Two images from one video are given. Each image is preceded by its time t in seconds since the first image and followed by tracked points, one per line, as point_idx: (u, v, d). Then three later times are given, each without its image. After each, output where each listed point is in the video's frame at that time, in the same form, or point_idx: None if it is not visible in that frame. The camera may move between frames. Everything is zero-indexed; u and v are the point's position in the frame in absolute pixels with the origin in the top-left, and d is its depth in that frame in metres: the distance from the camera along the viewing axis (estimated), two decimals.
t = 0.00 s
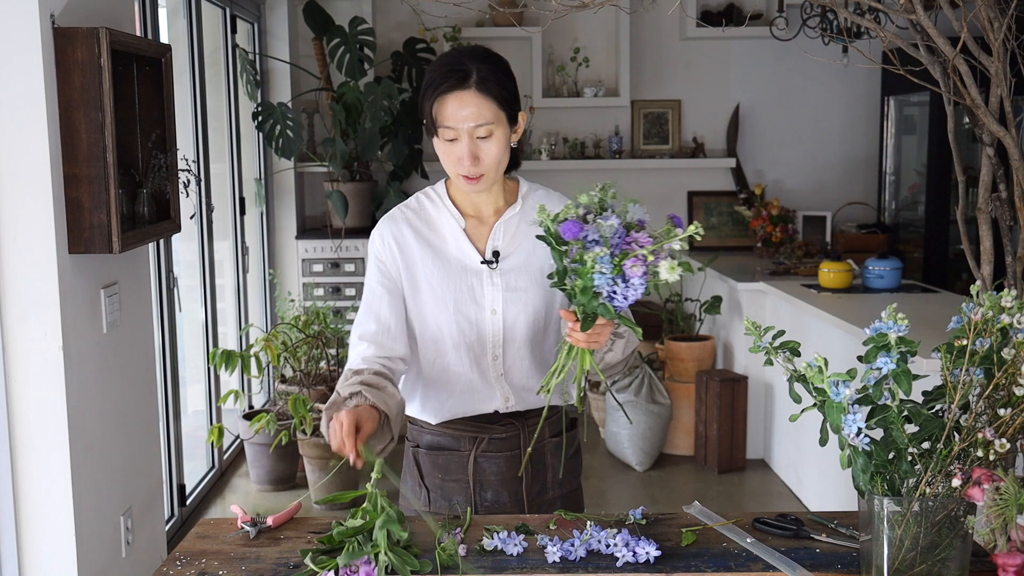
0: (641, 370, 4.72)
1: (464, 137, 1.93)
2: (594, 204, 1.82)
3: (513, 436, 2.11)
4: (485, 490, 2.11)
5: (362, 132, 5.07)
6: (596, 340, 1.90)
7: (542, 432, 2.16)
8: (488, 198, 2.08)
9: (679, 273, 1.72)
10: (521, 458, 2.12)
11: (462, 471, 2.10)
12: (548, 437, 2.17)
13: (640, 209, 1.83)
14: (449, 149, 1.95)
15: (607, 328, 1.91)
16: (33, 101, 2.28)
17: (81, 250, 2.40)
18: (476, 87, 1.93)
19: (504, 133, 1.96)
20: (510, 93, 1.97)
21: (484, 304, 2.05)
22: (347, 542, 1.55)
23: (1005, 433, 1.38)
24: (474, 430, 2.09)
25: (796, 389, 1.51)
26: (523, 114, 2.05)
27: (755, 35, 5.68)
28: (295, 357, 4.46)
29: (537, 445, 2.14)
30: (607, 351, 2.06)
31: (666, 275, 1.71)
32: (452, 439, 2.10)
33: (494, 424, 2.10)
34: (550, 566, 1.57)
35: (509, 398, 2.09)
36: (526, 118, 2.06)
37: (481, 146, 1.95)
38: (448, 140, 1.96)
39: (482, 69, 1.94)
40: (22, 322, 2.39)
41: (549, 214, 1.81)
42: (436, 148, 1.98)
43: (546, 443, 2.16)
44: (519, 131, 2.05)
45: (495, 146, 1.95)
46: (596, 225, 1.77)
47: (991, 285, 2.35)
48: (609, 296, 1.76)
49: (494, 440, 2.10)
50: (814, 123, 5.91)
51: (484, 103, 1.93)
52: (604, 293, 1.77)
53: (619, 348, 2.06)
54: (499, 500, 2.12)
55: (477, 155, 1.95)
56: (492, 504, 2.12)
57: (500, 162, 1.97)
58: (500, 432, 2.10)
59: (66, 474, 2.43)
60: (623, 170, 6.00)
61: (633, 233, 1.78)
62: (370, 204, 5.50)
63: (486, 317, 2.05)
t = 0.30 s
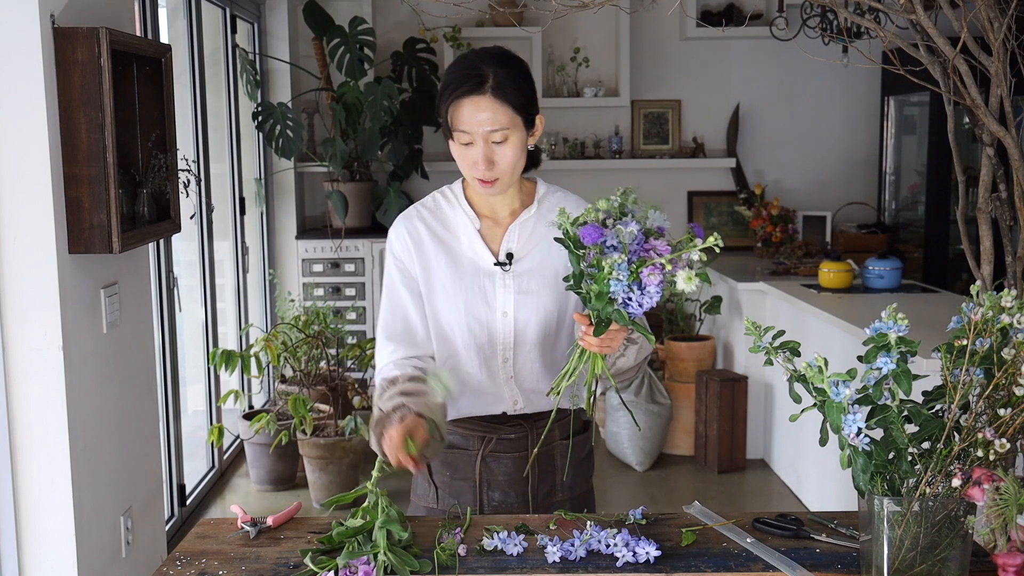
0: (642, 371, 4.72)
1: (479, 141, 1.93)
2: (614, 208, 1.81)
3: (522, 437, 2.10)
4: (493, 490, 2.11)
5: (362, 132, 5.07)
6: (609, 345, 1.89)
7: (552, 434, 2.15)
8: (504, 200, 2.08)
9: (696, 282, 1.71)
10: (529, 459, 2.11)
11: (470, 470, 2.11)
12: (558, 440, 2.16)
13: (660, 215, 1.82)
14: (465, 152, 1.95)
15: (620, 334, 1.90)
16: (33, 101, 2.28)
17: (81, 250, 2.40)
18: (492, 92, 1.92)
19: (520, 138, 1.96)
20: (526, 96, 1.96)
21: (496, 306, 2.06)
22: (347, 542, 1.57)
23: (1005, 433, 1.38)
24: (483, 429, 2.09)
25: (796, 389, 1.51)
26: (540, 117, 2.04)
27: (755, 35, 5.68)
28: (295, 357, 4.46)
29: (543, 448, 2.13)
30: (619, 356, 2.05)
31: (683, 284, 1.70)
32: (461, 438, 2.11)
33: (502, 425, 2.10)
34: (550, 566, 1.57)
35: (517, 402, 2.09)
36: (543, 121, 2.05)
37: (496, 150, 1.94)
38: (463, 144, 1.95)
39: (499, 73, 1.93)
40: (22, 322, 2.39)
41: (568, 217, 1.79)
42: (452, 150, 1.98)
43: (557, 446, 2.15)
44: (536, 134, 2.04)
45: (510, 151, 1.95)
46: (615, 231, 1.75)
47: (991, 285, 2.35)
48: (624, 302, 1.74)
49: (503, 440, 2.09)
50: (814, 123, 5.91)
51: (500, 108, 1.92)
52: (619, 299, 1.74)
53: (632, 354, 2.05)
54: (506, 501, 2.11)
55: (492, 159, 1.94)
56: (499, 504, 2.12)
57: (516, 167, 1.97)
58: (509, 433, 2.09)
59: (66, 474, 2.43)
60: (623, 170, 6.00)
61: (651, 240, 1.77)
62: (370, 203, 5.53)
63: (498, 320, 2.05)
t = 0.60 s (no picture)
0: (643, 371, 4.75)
1: (496, 142, 1.93)
2: (627, 218, 1.82)
3: (533, 438, 2.12)
4: (504, 489, 2.13)
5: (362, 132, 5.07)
6: (618, 353, 1.90)
7: (565, 435, 2.15)
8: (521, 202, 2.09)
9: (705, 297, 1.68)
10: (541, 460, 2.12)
11: (482, 470, 2.13)
12: (571, 441, 2.16)
13: (674, 225, 1.83)
14: (482, 152, 1.95)
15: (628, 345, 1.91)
16: (33, 101, 2.28)
17: (81, 250, 2.40)
18: (511, 93, 1.92)
19: (538, 139, 1.95)
20: (545, 98, 1.96)
21: (512, 308, 2.06)
22: (347, 543, 1.56)
23: (1005, 433, 1.38)
24: (495, 430, 2.11)
25: (796, 389, 1.51)
26: (559, 119, 2.04)
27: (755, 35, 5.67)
28: (295, 357, 4.46)
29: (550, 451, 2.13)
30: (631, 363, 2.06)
31: (692, 299, 1.67)
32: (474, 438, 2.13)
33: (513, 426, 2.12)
34: (550, 566, 1.57)
35: (531, 404, 2.11)
36: (562, 124, 2.05)
37: (514, 151, 1.94)
38: (481, 144, 1.95)
39: (518, 75, 1.93)
40: (21, 322, 2.39)
41: (579, 227, 1.79)
42: (470, 152, 1.98)
43: (569, 447, 2.15)
44: (555, 137, 2.04)
45: (528, 152, 1.94)
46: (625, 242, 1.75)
47: (991, 285, 2.35)
48: (632, 313, 1.73)
49: (514, 441, 2.11)
50: (814, 123, 5.92)
51: (518, 109, 1.92)
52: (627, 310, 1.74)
53: (643, 360, 2.05)
54: (517, 501, 2.13)
55: (509, 160, 1.94)
56: (510, 504, 2.14)
57: (533, 168, 1.96)
58: (521, 433, 2.11)
59: (66, 473, 2.43)
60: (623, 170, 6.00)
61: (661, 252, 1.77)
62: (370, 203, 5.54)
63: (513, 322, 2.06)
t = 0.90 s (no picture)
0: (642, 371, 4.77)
1: (512, 141, 1.93)
2: (641, 220, 1.81)
3: (542, 439, 2.12)
4: (512, 490, 2.12)
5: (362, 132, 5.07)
6: (631, 355, 1.91)
7: (574, 437, 2.15)
8: (535, 202, 2.09)
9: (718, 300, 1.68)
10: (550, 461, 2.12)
11: (490, 469, 2.12)
12: (580, 443, 2.15)
13: (687, 227, 1.82)
14: (498, 152, 1.95)
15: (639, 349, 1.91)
16: (33, 101, 2.28)
17: (81, 250, 2.40)
18: (528, 93, 1.92)
19: (554, 140, 1.95)
20: (561, 98, 1.96)
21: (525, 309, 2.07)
22: (347, 543, 1.56)
23: (1005, 433, 1.38)
24: (501, 430, 2.11)
25: (796, 389, 1.51)
26: (576, 120, 2.04)
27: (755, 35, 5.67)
28: (295, 357, 4.45)
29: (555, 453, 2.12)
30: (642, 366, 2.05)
31: (705, 302, 1.67)
32: (483, 438, 2.12)
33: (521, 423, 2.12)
34: (550, 566, 1.57)
35: (540, 405, 2.12)
36: (578, 125, 2.05)
37: (529, 150, 1.94)
38: (497, 144, 1.96)
39: (535, 75, 1.93)
40: (22, 322, 2.39)
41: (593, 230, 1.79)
42: (486, 151, 1.98)
43: (578, 449, 2.15)
44: (571, 137, 2.04)
45: (543, 152, 1.94)
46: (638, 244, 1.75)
47: (991, 285, 2.35)
48: (646, 316, 1.72)
49: (522, 441, 2.10)
50: (814, 123, 5.92)
51: (535, 109, 1.92)
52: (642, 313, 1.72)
53: (655, 363, 2.05)
54: (524, 501, 2.12)
55: (525, 159, 1.94)
56: (517, 504, 2.12)
57: (549, 168, 1.97)
58: (531, 434, 2.11)
59: (66, 474, 2.43)
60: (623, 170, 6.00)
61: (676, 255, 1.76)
62: (370, 203, 5.54)
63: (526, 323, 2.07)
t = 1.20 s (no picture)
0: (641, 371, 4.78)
1: (521, 139, 1.93)
2: (649, 223, 1.81)
3: (546, 439, 2.11)
4: (515, 490, 2.13)
5: (362, 132, 5.07)
6: (634, 357, 1.90)
7: (577, 438, 2.15)
8: (543, 201, 2.09)
9: (723, 306, 1.68)
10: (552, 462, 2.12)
11: (494, 469, 2.12)
12: (583, 444, 2.15)
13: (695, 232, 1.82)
14: (507, 149, 1.95)
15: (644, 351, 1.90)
16: (34, 100, 2.28)
17: (81, 250, 2.40)
18: (539, 92, 1.92)
19: (563, 139, 1.95)
20: (572, 97, 1.95)
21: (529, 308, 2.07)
22: (348, 542, 1.57)
23: (1005, 433, 1.38)
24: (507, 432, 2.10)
25: (796, 389, 1.51)
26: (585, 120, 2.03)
27: (754, 35, 5.67)
28: (295, 357, 4.45)
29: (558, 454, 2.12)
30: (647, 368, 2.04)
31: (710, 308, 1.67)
32: (486, 437, 2.12)
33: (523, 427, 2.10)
34: (551, 566, 1.57)
35: (543, 405, 2.11)
36: (588, 124, 2.05)
37: (539, 149, 1.94)
38: (507, 141, 1.95)
39: (546, 73, 1.93)
40: (22, 322, 2.39)
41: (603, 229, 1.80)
42: (495, 149, 1.98)
43: (581, 450, 2.15)
44: (581, 137, 2.04)
45: (553, 151, 1.94)
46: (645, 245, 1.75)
47: (991, 285, 2.35)
48: (649, 318, 1.73)
49: (525, 442, 2.10)
50: (814, 123, 5.92)
51: (545, 107, 1.92)
52: (647, 315, 1.73)
53: (660, 365, 2.03)
54: (526, 501, 2.13)
55: (534, 158, 1.94)
56: (519, 503, 2.14)
57: (558, 167, 1.96)
58: (534, 434, 2.11)
59: (66, 475, 2.43)
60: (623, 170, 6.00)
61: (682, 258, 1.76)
62: (370, 203, 5.54)
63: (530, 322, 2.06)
